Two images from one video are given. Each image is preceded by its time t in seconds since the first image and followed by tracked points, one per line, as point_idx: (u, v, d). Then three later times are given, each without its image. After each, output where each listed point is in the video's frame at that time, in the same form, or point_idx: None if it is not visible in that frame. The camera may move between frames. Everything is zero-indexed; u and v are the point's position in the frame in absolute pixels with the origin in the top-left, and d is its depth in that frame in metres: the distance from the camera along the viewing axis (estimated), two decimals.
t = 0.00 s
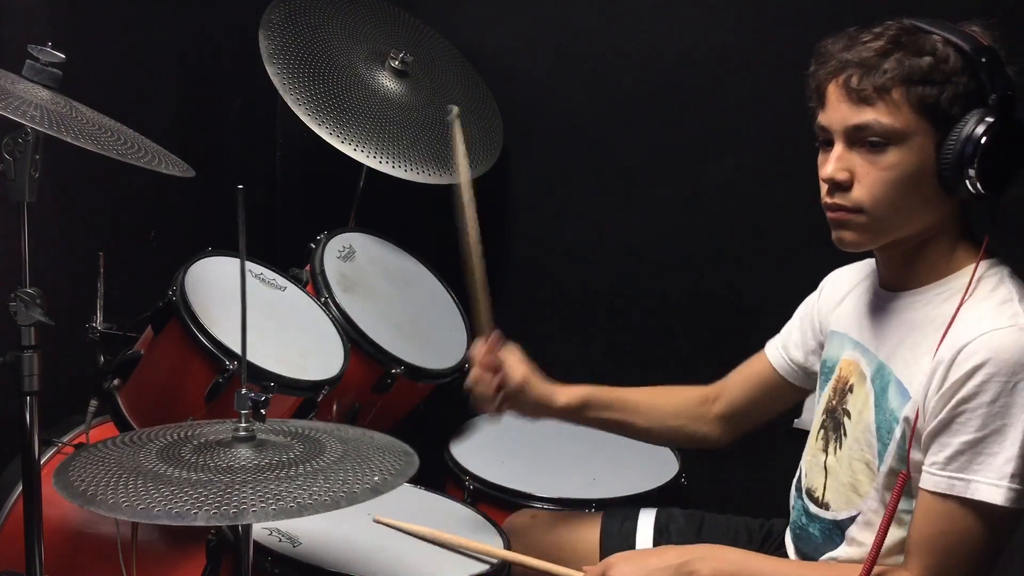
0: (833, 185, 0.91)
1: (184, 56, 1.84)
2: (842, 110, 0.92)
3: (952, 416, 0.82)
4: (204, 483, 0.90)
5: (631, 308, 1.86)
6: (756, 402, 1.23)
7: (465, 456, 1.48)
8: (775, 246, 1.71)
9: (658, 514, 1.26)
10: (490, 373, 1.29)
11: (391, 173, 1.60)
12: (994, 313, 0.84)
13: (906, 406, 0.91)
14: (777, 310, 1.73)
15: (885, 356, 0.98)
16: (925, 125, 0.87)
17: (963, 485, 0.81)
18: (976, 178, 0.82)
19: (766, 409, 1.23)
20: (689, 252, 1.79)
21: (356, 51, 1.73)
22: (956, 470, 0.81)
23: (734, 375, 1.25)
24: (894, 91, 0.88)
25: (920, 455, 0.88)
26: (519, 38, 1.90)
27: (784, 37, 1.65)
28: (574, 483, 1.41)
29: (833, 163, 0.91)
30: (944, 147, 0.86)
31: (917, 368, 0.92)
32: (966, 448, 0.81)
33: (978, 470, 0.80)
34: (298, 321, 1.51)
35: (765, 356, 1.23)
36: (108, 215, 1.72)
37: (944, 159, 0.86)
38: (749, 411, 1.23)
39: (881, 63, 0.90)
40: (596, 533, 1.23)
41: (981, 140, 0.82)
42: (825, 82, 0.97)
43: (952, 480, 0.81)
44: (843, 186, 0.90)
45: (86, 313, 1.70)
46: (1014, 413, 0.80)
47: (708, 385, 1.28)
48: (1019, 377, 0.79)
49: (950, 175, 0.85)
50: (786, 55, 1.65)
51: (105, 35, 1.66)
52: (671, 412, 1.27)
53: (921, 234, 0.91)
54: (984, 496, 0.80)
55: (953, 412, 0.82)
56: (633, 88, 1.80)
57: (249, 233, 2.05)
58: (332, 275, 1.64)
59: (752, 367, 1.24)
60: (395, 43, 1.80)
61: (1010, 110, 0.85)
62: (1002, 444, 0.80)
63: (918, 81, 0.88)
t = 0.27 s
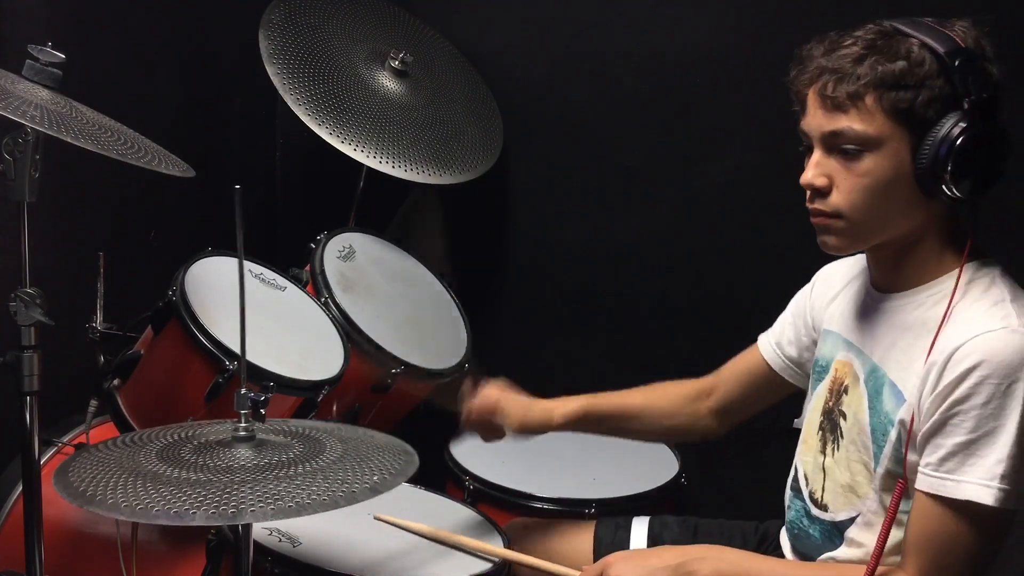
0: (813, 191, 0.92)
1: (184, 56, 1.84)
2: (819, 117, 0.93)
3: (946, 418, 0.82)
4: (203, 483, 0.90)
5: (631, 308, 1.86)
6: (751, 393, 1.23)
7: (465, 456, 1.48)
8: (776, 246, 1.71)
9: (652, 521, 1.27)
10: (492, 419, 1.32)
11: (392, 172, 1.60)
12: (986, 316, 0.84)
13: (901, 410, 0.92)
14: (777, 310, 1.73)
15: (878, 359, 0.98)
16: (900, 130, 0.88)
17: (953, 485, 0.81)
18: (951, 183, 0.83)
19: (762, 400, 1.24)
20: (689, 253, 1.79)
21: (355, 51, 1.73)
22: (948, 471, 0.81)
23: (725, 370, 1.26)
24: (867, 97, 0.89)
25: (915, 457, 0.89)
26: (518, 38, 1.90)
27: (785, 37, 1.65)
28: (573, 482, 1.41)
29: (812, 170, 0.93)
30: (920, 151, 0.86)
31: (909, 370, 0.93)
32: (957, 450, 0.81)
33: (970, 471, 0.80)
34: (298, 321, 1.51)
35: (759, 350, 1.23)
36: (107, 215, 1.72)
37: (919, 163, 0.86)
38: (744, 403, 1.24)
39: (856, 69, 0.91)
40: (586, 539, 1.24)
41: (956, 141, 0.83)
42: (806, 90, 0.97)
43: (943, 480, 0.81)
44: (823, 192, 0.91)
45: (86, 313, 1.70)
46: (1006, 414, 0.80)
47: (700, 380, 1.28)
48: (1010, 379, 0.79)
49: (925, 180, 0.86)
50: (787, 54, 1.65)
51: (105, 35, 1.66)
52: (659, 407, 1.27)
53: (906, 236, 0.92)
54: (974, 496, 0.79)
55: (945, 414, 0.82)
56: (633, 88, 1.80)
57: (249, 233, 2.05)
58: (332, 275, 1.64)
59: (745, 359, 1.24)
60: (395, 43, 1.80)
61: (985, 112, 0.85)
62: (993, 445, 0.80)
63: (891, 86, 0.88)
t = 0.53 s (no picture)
0: (803, 195, 0.92)
1: (184, 56, 1.84)
2: (806, 121, 0.93)
3: (932, 416, 0.83)
4: (204, 480, 0.90)
5: (631, 308, 1.86)
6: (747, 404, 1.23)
7: (465, 456, 1.47)
8: (776, 246, 1.71)
9: (651, 522, 1.27)
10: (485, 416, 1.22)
11: (391, 172, 1.60)
12: (971, 313, 0.84)
13: (890, 409, 0.92)
14: (777, 309, 1.73)
15: (868, 359, 0.98)
16: (886, 132, 0.88)
17: (941, 483, 0.81)
18: (938, 185, 0.84)
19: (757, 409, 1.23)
20: (689, 252, 1.79)
21: (355, 51, 1.73)
22: (935, 469, 0.81)
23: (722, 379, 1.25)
24: (852, 100, 0.89)
25: (903, 453, 0.89)
26: (519, 37, 1.90)
27: (785, 37, 1.65)
28: (573, 482, 1.41)
29: (801, 172, 0.93)
30: (906, 152, 0.87)
31: (897, 368, 0.93)
32: (944, 448, 0.81)
33: (955, 468, 0.80)
34: (298, 321, 1.51)
35: (753, 356, 1.23)
36: (108, 215, 1.72)
37: (906, 164, 0.86)
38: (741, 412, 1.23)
39: (841, 73, 0.91)
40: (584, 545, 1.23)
41: (942, 141, 0.83)
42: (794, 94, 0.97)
43: (932, 478, 0.81)
44: (812, 195, 0.92)
45: (86, 313, 1.70)
46: (990, 410, 0.79)
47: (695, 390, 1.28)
48: (993, 376, 0.79)
49: (913, 181, 0.86)
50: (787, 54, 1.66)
51: (106, 35, 1.66)
52: (660, 414, 1.26)
53: (896, 236, 0.92)
54: (961, 494, 0.79)
55: (932, 411, 0.82)
56: (633, 88, 1.80)
57: (249, 233, 2.05)
58: (332, 275, 1.64)
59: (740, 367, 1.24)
60: (395, 43, 1.80)
61: (971, 112, 0.85)
62: (979, 442, 0.80)
63: (877, 89, 0.88)
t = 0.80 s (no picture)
0: (796, 185, 0.92)
1: (184, 56, 1.84)
2: (804, 112, 0.93)
3: (915, 399, 0.83)
4: (203, 482, 0.90)
5: (631, 308, 1.86)
6: (739, 399, 1.24)
7: (465, 456, 1.48)
8: (776, 246, 1.71)
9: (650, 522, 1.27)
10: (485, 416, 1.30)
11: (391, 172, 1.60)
12: (955, 297, 0.84)
13: (875, 398, 0.92)
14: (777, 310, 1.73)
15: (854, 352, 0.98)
16: (882, 126, 0.88)
17: (927, 466, 0.80)
18: (932, 184, 0.84)
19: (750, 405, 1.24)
20: (689, 253, 1.79)
21: (355, 51, 1.73)
22: (921, 451, 0.81)
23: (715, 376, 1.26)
24: (852, 92, 0.89)
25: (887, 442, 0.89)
26: (519, 37, 1.89)
27: (785, 37, 1.65)
28: (572, 482, 1.41)
29: (795, 163, 0.93)
30: (901, 147, 0.87)
31: (880, 359, 0.93)
32: (927, 430, 0.81)
33: (940, 449, 0.80)
34: (298, 321, 1.51)
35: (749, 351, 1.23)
36: (108, 215, 1.72)
37: (900, 161, 0.87)
38: (733, 408, 1.25)
39: (842, 65, 0.91)
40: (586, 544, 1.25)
41: (935, 141, 0.83)
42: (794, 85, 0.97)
43: (917, 461, 0.81)
44: (805, 185, 0.92)
45: (86, 313, 1.70)
46: (972, 392, 0.79)
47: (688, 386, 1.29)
48: (974, 358, 0.79)
49: (907, 179, 0.86)
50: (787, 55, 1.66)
51: (106, 35, 1.66)
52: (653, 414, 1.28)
53: (888, 234, 0.92)
54: (946, 475, 0.79)
55: (915, 395, 0.83)
56: (633, 88, 1.80)
57: (249, 233, 2.05)
58: (331, 275, 1.64)
59: (733, 363, 1.24)
60: (395, 42, 1.80)
61: (966, 113, 0.86)
62: (962, 423, 0.80)
63: (876, 83, 0.88)
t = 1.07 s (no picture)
0: (797, 177, 0.92)
1: (184, 56, 1.84)
2: (811, 105, 0.93)
3: (917, 399, 0.82)
4: (205, 480, 0.90)
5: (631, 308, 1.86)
6: (750, 406, 1.23)
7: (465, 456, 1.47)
8: (776, 246, 1.71)
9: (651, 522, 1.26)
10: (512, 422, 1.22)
11: (392, 173, 1.60)
12: (956, 295, 0.84)
13: (875, 398, 0.92)
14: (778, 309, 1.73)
15: (854, 352, 0.98)
16: (888, 122, 0.88)
17: (927, 467, 0.80)
18: (936, 182, 0.83)
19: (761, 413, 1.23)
20: (690, 252, 1.79)
21: (355, 51, 1.73)
22: (922, 452, 0.80)
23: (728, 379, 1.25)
24: (861, 87, 0.89)
25: (887, 440, 0.89)
26: (519, 38, 1.90)
27: (785, 36, 1.65)
28: (572, 482, 1.41)
29: (799, 156, 0.92)
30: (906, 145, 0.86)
31: (881, 358, 0.93)
32: (929, 430, 0.80)
33: (941, 451, 0.79)
34: (298, 321, 1.51)
35: (754, 359, 1.23)
36: (108, 215, 1.72)
37: (905, 159, 0.86)
38: (746, 415, 1.23)
39: (852, 60, 0.91)
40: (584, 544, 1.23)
41: (940, 142, 0.83)
42: (801, 80, 0.97)
43: (919, 462, 0.80)
44: (807, 178, 0.91)
45: (86, 313, 1.70)
46: (973, 391, 0.79)
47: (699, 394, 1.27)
48: (978, 356, 0.79)
49: (910, 178, 0.86)
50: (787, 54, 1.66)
51: (106, 35, 1.66)
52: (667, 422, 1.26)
53: (887, 231, 0.92)
54: (947, 476, 0.78)
55: (917, 394, 0.82)
56: (632, 87, 1.80)
57: (249, 233, 2.05)
58: (332, 275, 1.64)
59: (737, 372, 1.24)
60: (395, 43, 1.80)
61: (972, 116, 0.85)
62: (962, 424, 0.79)
63: (885, 79, 0.88)
